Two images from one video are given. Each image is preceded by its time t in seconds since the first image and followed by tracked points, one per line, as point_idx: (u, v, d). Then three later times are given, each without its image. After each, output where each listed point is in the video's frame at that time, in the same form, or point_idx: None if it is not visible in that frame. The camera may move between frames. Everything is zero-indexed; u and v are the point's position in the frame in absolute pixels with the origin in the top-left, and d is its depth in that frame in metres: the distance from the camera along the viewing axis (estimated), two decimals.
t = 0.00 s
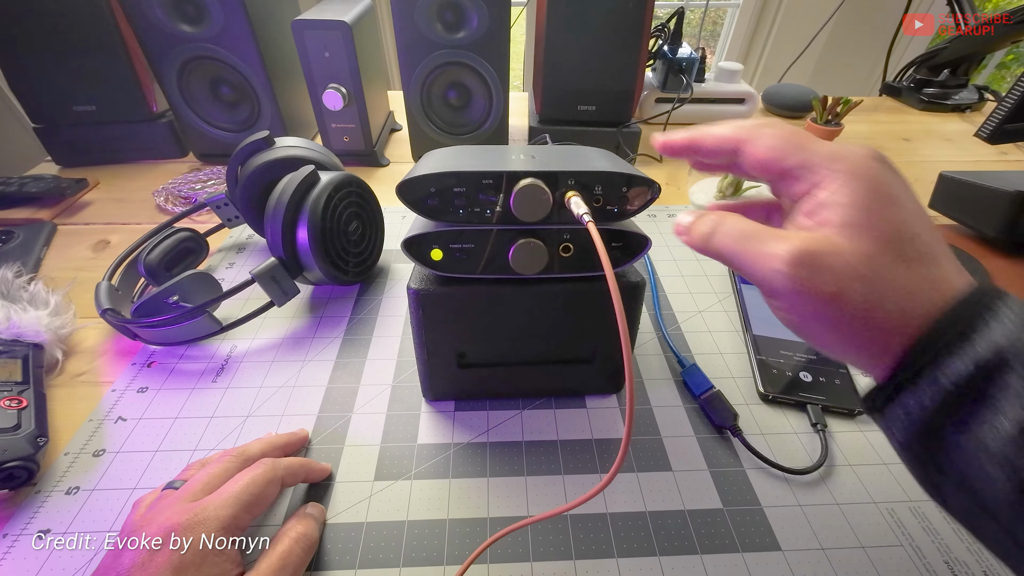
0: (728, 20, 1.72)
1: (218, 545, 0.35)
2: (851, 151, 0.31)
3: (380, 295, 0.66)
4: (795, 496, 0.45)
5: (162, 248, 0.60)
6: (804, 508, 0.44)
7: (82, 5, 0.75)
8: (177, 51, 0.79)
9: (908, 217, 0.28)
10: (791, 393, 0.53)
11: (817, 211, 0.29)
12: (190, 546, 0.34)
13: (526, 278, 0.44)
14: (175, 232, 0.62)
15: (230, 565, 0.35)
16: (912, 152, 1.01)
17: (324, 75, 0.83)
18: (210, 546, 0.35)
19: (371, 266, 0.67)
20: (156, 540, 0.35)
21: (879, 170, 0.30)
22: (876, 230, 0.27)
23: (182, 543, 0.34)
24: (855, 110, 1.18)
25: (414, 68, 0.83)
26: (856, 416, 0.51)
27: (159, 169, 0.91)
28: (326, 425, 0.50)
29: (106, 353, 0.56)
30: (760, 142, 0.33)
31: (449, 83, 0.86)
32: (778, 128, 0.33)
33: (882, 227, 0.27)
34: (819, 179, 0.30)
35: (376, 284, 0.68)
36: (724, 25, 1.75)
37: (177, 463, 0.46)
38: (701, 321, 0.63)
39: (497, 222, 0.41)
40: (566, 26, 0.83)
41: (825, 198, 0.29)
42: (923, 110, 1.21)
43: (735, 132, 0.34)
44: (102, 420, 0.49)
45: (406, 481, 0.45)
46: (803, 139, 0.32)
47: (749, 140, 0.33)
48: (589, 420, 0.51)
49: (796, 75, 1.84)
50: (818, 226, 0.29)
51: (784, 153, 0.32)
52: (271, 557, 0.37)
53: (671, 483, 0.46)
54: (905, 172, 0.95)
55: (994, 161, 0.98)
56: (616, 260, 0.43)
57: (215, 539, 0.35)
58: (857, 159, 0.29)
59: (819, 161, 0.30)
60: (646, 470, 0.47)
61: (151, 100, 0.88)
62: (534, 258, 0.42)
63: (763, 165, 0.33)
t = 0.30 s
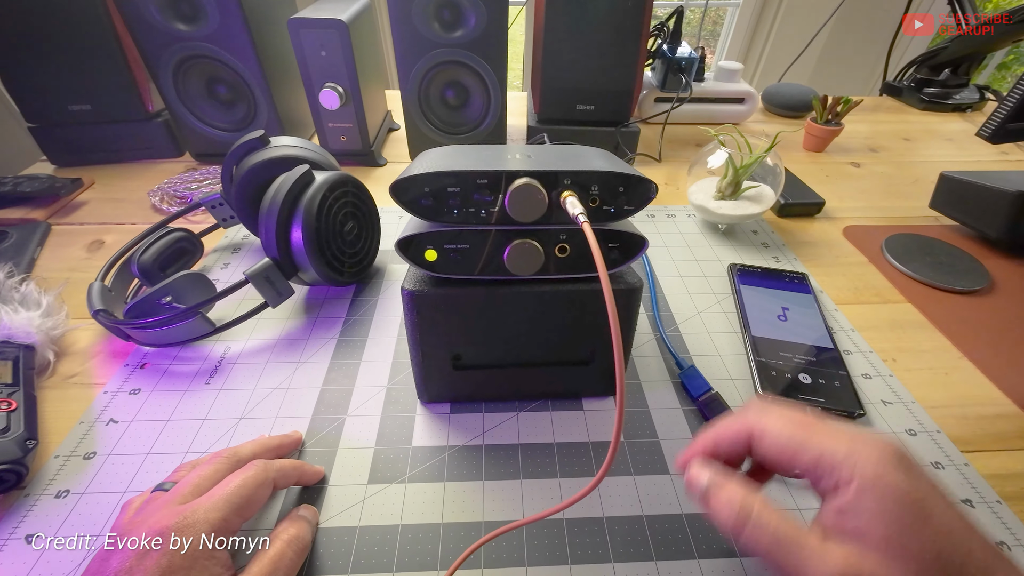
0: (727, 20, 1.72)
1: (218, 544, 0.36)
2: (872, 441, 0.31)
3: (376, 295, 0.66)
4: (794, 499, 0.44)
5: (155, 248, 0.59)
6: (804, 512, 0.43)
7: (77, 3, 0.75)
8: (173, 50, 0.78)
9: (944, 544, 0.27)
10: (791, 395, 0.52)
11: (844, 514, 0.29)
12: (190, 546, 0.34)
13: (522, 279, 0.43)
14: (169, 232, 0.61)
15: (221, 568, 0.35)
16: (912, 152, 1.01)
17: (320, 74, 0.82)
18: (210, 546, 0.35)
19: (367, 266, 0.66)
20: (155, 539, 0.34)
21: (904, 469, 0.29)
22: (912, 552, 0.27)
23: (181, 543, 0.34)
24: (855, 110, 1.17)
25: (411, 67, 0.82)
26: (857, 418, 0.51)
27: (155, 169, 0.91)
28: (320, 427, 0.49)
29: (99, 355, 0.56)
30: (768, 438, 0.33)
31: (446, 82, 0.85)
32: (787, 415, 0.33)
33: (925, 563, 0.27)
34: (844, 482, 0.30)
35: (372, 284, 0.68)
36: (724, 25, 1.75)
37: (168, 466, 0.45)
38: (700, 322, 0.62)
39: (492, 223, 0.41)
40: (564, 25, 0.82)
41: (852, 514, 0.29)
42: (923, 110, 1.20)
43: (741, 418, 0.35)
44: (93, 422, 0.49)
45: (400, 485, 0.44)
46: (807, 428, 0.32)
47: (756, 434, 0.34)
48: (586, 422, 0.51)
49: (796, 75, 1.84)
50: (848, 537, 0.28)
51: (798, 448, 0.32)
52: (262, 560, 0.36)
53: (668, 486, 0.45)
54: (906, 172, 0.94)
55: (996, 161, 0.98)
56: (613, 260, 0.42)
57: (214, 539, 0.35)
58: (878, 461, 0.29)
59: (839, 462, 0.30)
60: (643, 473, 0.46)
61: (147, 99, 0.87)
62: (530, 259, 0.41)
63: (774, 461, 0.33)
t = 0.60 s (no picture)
0: (726, 19, 1.72)
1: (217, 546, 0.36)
2: None
3: (372, 293, 0.66)
4: (788, 496, 0.44)
5: (151, 245, 0.59)
6: (797, 509, 0.43)
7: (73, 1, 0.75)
8: (169, 48, 0.78)
9: None
10: (786, 393, 0.52)
11: None
12: (190, 546, 0.34)
13: (516, 276, 0.43)
14: (165, 230, 0.61)
15: (214, 565, 0.35)
16: (910, 150, 1.01)
17: (317, 73, 0.82)
18: (210, 546, 0.35)
19: (364, 264, 0.67)
20: (155, 539, 0.34)
21: None
22: None
23: (181, 543, 0.34)
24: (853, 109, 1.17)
25: (408, 65, 0.82)
26: (852, 416, 0.51)
27: (152, 167, 0.91)
28: (315, 425, 0.49)
29: (94, 352, 0.56)
30: None
31: (443, 80, 0.85)
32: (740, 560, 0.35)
33: None
34: None
35: (369, 282, 0.68)
36: (723, 24, 1.74)
37: (162, 463, 0.45)
38: (696, 320, 0.62)
39: (487, 220, 0.41)
40: (561, 23, 0.82)
41: None
42: (921, 109, 1.20)
43: (699, 555, 0.37)
44: (88, 419, 0.49)
45: (394, 482, 0.45)
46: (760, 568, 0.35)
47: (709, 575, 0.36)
48: (580, 420, 0.51)
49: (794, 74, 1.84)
50: None
51: None
52: (255, 557, 0.36)
53: (662, 483, 0.45)
54: (904, 170, 0.94)
55: (994, 159, 0.97)
56: (606, 257, 0.42)
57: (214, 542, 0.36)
58: None
59: None
60: (637, 470, 0.46)
61: (144, 98, 0.87)
62: (524, 256, 0.41)
63: None
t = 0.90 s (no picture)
0: (726, 18, 1.72)
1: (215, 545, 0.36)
2: None
3: (371, 291, 0.66)
4: (783, 491, 0.44)
5: (151, 243, 0.59)
6: (792, 503, 0.44)
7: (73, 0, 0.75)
8: (169, 47, 0.79)
9: None
10: (782, 389, 0.52)
11: None
12: (190, 546, 0.34)
13: (513, 273, 0.43)
14: (164, 228, 0.62)
15: (213, 559, 0.35)
16: (908, 149, 1.01)
17: (316, 71, 0.82)
18: (209, 546, 0.35)
19: (362, 261, 0.67)
20: (155, 540, 0.34)
21: None
22: None
23: (181, 543, 0.34)
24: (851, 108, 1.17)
25: (407, 64, 0.82)
26: (847, 412, 0.51)
27: (151, 165, 0.91)
28: (314, 421, 0.49)
29: (94, 349, 0.56)
30: None
31: (442, 79, 0.86)
32: (732, 556, 0.35)
33: None
34: None
35: (367, 280, 0.68)
36: (723, 23, 1.75)
37: (162, 458, 0.46)
38: (693, 317, 0.63)
39: (484, 217, 0.41)
40: (560, 23, 0.83)
41: None
42: (920, 108, 1.20)
43: (693, 551, 0.37)
44: (88, 415, 0.49)
45: (392, 477, 0.45)
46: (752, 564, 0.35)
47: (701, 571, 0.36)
48: (577, 415, 0.51)
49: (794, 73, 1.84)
50: None
51: None
52: (254, 552, 0.36)
53: (659, 478, 0.45)
54: (901, 169, 0.95)
55: (991, 157, 0.98)
56: (603, 254, 0.43)
57: (213, 540, 0.36)
58: None
59: None
60: (634, 466, 0.46)
61: (144, 96, 0.87)
62: (520, 252, 0.41)
63: None
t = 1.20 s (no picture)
0: (726, 17, 1.72)
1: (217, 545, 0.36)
2: None
3: (371, 290, 0.66)
4: (781, 488, 0.45)
5: (153, 242, 0.60)
6: (790, 500, 0.44)
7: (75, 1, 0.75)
8: (170, 47, 0.79)
9: None
10: (781, 388, 0.52)
11: None
12: (190, 546, 0.35)
13: (513, 272, 0.44)
14: (166, 228, 0.62)
15: (216, 556, 0.36)
16: (907, 149, 1.01)
17: (317, 72, 0.83)
18: (209, 546, 0.36)
19: (363, 260, 0.67)
20: (155, 540, 0.34)
21: None
22: None
23: (182, 543, 0.34)
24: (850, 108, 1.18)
25: (407, 64, 0.83)
26: (845, 411, 0.52)
27: (153, 165, 0.91)
28: (315, 419, 0.50)
29: (97, 348, 0.56)
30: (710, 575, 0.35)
31: (442, 79, 0.86)
32: (729, 552, 0.36)
33: None
34: None
35: (368, 279, 0.68)
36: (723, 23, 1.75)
37: (165, 456, 0.46)
38: (692, 316, 0.63)
39: (485, 216, 0.42)
40: (560, 23, 0.83)
41: None
42: (919, 108, 1.21)
43: (690, 548, 0.37)
44: (91, 413, 0.49)
45: (393, 475, 0.45)
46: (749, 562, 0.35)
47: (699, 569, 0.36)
48: (577, 414, 0.51)
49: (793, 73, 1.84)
50: None
51: None
52: (258, 549, 0.37)
53: (658, 476, 0.46)
54: (900, 168, 0.95)
55: (990, 157, 0.98)
56: (602, 253, 0.43)
57: (214, 540, 0.36)
58: None
59: None
60: (633, 464, 0.47)
61: (145, 96, 0.88)
62: (520, 252, 0.42)
63: None
